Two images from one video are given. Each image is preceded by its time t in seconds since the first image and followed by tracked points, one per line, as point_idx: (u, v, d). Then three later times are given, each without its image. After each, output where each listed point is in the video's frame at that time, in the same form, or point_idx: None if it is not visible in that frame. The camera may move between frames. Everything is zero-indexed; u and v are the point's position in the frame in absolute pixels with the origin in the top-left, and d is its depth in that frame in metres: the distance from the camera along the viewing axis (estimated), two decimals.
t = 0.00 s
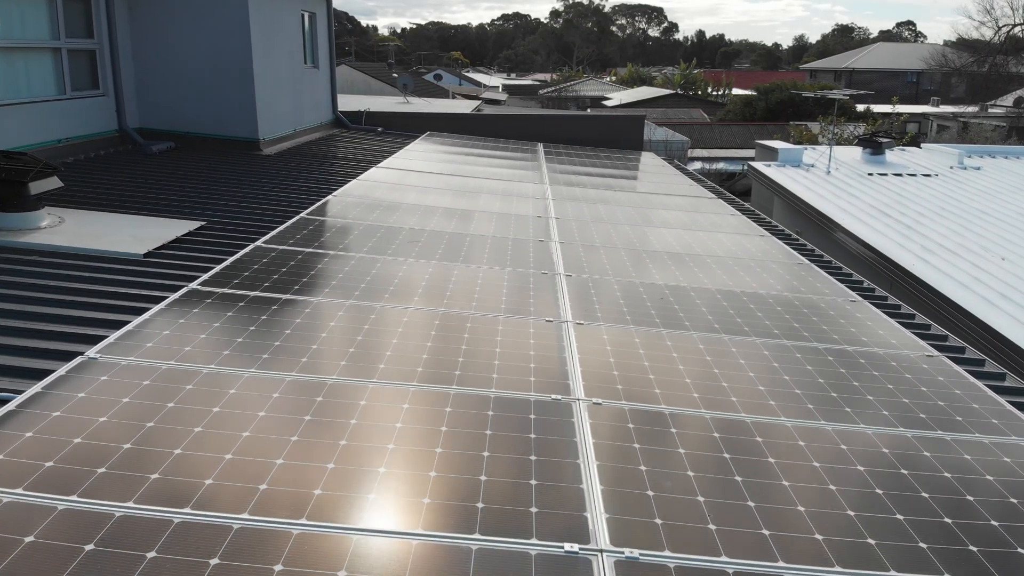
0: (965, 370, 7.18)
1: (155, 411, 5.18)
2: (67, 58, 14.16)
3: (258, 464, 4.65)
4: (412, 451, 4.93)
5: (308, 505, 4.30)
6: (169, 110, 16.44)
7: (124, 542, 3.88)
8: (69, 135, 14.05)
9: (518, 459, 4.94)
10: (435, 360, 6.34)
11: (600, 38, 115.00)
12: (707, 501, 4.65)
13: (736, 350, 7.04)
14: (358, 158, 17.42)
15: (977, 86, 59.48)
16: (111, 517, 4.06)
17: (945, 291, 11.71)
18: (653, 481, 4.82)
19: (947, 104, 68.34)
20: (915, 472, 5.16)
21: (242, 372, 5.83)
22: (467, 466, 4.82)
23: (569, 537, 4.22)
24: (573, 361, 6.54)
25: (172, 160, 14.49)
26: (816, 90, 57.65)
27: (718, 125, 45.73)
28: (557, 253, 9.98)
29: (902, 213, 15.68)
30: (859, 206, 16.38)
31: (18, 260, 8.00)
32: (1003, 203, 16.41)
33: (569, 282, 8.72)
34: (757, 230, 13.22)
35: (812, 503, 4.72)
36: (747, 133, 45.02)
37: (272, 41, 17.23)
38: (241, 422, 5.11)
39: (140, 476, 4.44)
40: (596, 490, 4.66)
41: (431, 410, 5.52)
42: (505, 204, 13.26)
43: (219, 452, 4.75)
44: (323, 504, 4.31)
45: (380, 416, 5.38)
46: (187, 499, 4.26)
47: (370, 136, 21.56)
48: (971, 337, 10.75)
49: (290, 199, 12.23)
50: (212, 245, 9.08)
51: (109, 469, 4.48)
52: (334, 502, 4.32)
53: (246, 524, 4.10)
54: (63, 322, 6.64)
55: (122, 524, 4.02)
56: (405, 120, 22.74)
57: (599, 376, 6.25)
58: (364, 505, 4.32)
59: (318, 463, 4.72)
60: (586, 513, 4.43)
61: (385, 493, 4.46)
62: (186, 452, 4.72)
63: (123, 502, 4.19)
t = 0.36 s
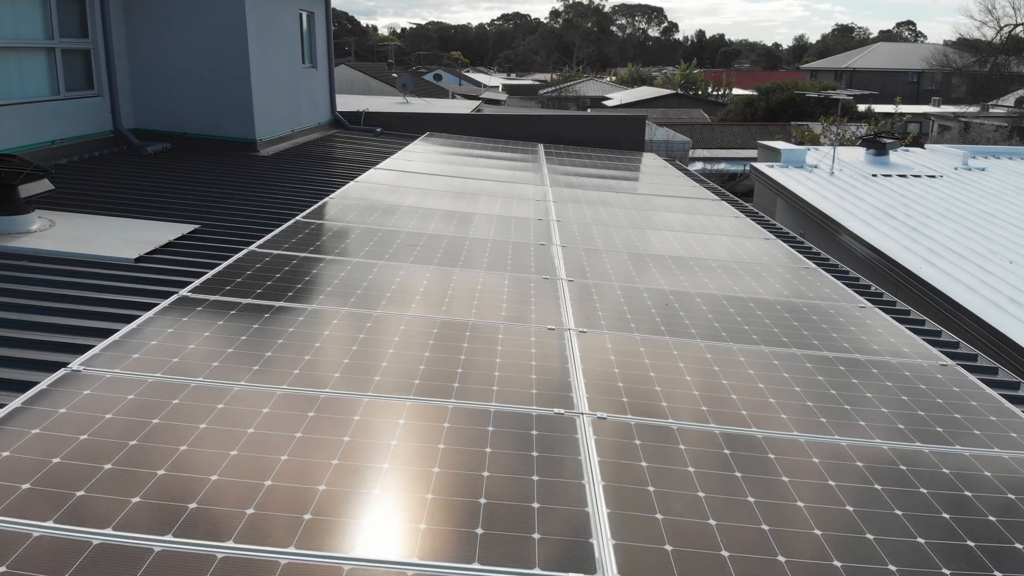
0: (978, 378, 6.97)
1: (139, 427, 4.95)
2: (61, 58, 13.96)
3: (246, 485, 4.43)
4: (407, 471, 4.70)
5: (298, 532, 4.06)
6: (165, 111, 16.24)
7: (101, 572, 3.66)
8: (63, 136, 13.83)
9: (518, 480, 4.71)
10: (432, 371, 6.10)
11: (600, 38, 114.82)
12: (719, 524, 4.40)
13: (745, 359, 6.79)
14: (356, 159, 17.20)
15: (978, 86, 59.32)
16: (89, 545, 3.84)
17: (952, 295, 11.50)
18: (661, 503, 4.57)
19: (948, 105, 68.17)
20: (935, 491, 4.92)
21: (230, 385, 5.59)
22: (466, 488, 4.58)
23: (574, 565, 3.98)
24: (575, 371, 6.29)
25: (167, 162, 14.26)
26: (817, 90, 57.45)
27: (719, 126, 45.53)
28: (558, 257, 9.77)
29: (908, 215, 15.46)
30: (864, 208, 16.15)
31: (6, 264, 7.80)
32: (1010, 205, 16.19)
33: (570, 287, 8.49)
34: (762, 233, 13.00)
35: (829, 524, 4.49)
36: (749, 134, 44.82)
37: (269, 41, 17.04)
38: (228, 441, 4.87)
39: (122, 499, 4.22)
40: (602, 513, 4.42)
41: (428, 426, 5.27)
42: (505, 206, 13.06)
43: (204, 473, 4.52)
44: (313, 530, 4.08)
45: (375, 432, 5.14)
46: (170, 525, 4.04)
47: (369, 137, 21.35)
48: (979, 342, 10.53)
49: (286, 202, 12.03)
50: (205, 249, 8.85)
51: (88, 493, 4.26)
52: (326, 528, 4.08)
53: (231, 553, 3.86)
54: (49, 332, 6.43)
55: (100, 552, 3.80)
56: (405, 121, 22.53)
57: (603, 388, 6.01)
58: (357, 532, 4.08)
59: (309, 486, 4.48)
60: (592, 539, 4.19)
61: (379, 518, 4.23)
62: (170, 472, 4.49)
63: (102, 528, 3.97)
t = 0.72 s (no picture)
0: (990, 387, 6.77)
1: (120, 446, 4.73)
2: (55, 58, 13.76)
3: (228, 510, 4.19)
4: (400, 493, 4.46)
5: (282, 564, 3.83)
6: (160, 112, 16.07)
7: None
8: (56, 138, 13.63)
9: (515, 503, 4.47)
10: (427, 383, 5.86)
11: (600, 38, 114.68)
12: (730, 550, 4.15)
13: (751, 369, 6.54)
14: (353, 161, 17.01)
15: (979, 86, 59.16)
16: None
17: (959, 299, 11.29)
18: (667, 527, 4.33)
19: (949, 105, 68.00)
20: (953, 513, 4.68)
21: (217, 400, 5.36)
22: (461, 512, 4.33)
23: None
24: (576, 383, 6.06)
25: (161, 164, 14.04)
26: (818, 91, 57.26)
27: (720, 126, 45.32)
28: (557, 261, 9.58)
29: (913, 218, 15.25)
30: (868, 210, 15.94)
31: None
32: (1015, 207, 15.99)
33: (571, 294, 8.26)
34: (765, 235, 12.78)
35: (844, 549, 4.24)
36: (749, 134, 44.63)
37: (266, 41, 16.87)
38: (212, 461, 4.64)
39: (99, 525, 4.01)
40: (606, 538, 4.18)
41: (423, 443, 5.03)
42: (504, 209, 12.87)
43: (186, 496, 4.29)
44: (301, 560, 3.85)
45: (367, 450, 4.90)
46: (146, 555, 3.81)
47: (367, 138, 21.16)
48: (987, 347, 10.32)
49: (282, 204, 11.83)
50: (197, 254, 8.62)
51: (62, 518, 4.04)
52: (315, 559, 3.85)
53: None
54: (32, 342, 6.20)
55: None
56: (403, 121, 22.31)
57: (604, 401, 5.77)
58: (347, 563, 3.84)
59: (293, 511, 4.24)
60: (596, 567, 3.95)
61: (369, 545, 3.99)
62: (150, 496, 4.27)
63: (77, 558, 3.75)
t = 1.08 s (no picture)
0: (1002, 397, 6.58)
1: (100, 465, 4.46)
2: (48, 59, 13.59)
3: (208, 536, 3.92)
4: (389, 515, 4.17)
5: None
6: (156, 113, 15.90)
7: None
8: (49, 139, 13.46)
9: (512, 527, 4.18)
10: (422, 393, 5.61)
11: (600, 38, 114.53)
12: None
13: (758, 381, 6.25)
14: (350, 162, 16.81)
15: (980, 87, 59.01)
16: None
17: (965, 303, 11.10)
18: (671, 552, 4.04)
19: (950, 105, 67.82)
20: (969, 534, 4.41)
21: (202, 416, 5.06)
22: (454, 538, 4.04)
23: None
24: (575, 392, 5.82)
25: (154, 165, 13.79)
26: (818, 92, 57.10)
27: (721, 127, 45.15)
28: (557, 266, 9.39)
29: (917, 220, 15.04)
30: (871, 213, 15.74)
31: None
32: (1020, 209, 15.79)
33: (571, 299, 8.08)
34: (768, 239, 12.58)
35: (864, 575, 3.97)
36: (750, 135, 44.46)
37: (262, 41, 16.70)
38: (194, 482, 4.36)
39: (70, 552, 3.74)
40: (608, 564, 3.91)
41: (415, 460, 4.72)
42: (503, 212, 12.69)
43: (165, 519, 4.02)
44: None
45: (355, 468, 4.61)
46: None
47: (365, 139, 21.00)
48: (994, 353, 10.11)
49: (277, 206, 11.66)
50: (188, 259, 8.38)
51: (36, 544, 3.80)
52: None
53: None
54: (16, 351, 6.03)
55: None
56: (402, 123, 22.09)
57: (606, 415, 5.47)
58: None
59: (272, 537, 3.95)
60: None
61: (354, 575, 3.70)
62: (128, 520, 4.00)
63: None
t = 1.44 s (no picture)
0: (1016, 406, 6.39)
1: (81, 484, 4.18)
2: (42, 59, 13.41)
3: (191, 564, 3.66)
4: (384, 537, 3.91)
5: None
6: (152, 113, 15.73)
7: None
8: (43, 140, 13.27)
9: (513, 551, 3.91)
10: (420, 401, 5.39)
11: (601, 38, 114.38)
12: None
13: (765, 392, 5.98)
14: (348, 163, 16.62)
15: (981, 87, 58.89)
16: None
17: (972, 307, 10.93)
18: None
19: (951, 105, 67.71)
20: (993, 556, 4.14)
21: (190, 430, 4.75)
22: (450, 564, 3.76)
23: None
24: (579, 400, 5.60)
25: (149, 167, 13.55)
26: (819, 92, 56.95)
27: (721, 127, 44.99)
28: (558, 270, 9.22)
29: (922, 222, 14.86)
30: (876, 215, 15.55)
31: None
32: None
33: (573, 304, 7.89)
34: (772, 241, 12.38)
35: None
36: (751, 135, 44.31)
37: (260, 41, 16.53)
38: (179, 502, 4.07)
39: None
40: None
41: (411, 479, 4.44)
42: (503, 214, 12.53)
43: (147, 545, 3.76)
44: None
45: (349, 487, 4.33)
46: None
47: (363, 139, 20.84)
48: (1003, 359, 9.91)
49: (274, 208, 11.48)
50: (181, 263, 8.20)
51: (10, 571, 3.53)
52: None
53: None
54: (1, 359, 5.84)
55: None
56: (401, 123, 21.89)
57: (609, 427, 5.20)
58: None
59: (255, 563, 3.69)
60: None
61: None
62: (107, 545, 3.73)
63: None
